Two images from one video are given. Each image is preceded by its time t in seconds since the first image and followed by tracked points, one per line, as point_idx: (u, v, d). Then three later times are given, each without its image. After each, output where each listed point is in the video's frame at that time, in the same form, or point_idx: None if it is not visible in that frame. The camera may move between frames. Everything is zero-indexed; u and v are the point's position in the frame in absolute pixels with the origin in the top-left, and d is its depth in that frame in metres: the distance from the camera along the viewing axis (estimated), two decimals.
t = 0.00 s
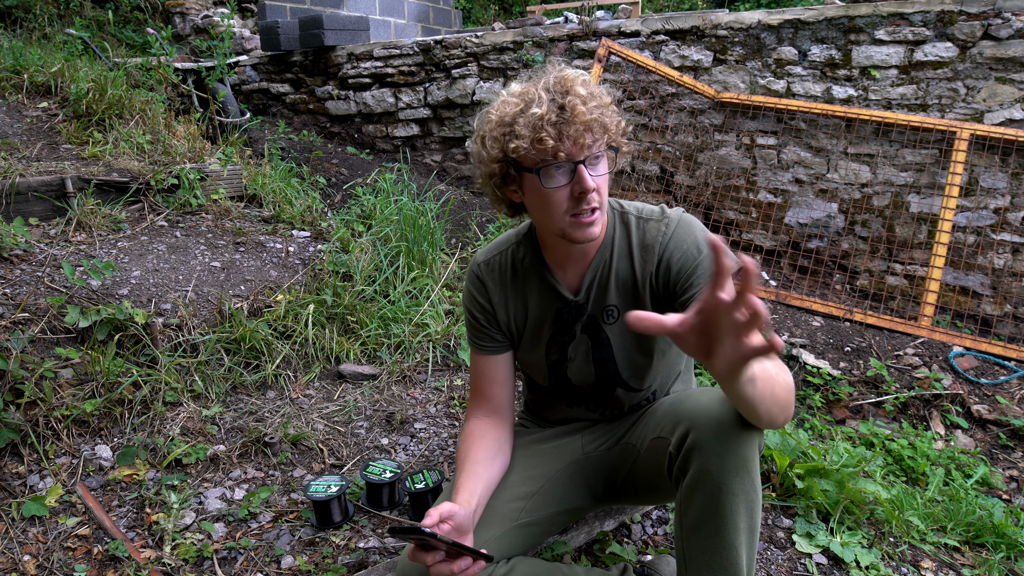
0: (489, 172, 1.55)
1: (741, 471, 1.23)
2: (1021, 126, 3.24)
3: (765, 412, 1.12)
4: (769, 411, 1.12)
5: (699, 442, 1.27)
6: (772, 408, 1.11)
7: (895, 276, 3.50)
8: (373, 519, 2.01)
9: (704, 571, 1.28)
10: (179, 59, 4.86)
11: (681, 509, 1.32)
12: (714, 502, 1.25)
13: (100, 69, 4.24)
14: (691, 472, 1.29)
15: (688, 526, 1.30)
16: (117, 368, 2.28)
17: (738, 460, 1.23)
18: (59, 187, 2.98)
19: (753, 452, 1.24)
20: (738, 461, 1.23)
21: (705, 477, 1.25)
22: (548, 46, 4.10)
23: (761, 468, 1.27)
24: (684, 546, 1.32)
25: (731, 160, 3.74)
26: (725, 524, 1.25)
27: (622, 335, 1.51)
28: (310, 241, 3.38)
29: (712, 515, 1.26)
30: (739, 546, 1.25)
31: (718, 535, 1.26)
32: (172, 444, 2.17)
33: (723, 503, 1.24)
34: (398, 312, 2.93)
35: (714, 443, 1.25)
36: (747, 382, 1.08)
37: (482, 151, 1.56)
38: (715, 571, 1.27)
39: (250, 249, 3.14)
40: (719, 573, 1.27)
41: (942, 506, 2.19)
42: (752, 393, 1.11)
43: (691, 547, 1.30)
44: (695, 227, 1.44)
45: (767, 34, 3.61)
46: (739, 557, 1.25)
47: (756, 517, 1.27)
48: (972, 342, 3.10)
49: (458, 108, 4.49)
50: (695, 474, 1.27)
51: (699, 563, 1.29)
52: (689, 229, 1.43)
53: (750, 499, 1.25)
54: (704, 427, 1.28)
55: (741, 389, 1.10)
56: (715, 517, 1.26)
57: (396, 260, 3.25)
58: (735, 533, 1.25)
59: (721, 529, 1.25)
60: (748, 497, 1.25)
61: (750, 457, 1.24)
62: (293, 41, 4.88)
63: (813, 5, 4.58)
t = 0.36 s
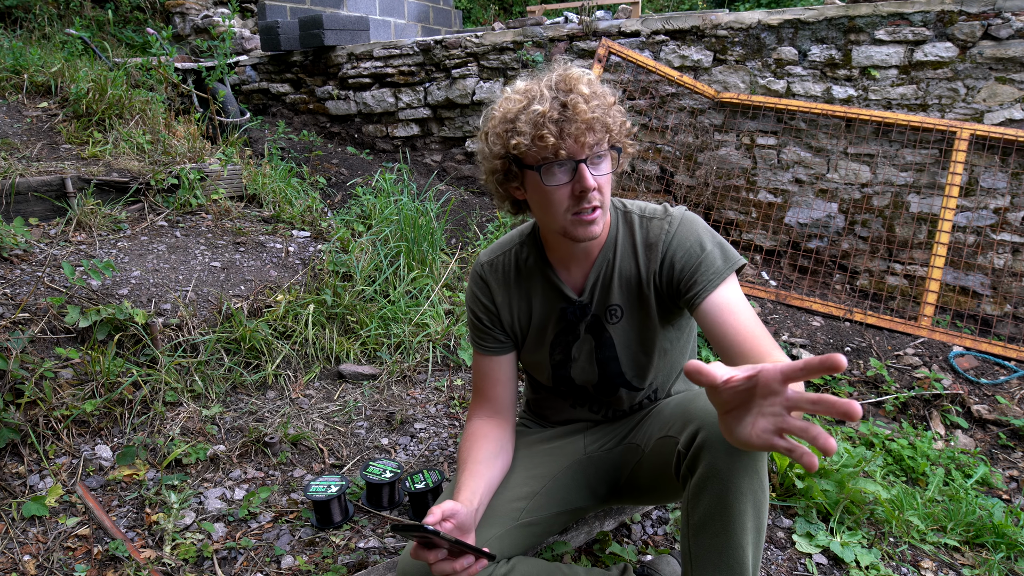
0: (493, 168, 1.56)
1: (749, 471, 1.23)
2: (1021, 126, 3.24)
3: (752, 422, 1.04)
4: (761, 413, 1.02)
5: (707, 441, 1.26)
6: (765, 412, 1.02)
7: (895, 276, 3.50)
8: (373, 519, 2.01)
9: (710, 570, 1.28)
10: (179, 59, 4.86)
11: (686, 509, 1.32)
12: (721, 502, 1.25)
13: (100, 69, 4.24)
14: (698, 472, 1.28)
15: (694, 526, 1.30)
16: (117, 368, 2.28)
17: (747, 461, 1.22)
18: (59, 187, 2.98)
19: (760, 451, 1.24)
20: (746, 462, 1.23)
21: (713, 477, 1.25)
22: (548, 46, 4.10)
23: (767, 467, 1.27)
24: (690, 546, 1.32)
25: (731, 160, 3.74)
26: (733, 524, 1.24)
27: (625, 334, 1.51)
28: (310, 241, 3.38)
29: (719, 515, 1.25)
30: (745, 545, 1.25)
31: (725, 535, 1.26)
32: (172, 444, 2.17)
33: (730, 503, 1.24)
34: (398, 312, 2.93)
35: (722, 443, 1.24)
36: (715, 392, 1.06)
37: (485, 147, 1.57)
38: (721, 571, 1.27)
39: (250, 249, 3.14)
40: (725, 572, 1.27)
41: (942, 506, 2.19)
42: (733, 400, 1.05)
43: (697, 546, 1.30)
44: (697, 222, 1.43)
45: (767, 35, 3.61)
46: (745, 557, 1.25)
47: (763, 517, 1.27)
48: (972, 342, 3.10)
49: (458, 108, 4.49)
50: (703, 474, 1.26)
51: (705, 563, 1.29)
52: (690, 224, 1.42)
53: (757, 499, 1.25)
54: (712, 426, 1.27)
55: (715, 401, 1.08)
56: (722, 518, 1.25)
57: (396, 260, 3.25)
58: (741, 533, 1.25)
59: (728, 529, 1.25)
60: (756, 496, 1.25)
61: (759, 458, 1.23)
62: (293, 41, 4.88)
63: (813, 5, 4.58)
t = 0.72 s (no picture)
0: (486, 164, 1.60)
1: (753, 471, 1.23)
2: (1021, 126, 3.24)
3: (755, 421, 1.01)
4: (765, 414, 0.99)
5: (711, 440, 1.26)
6: (768, 412, 0.99)
7: (895, 276, 3.50)
8: (373, 519, 2.01)
9: (712, 570, 1.28)
10: (179, 59, 4.86)
11: (689, 509, 1.32)
12: (724, 502, 1.25)
13: (100, 69, 4.24)
14: (701, 471, 1.28)
15: (697, 526, 1.30)
16: (117, 368, 2.28)
17: (750, 461, 1.22)
18: (59, 187, 2.98)
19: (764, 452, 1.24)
20: (750, 462, 1.22)
21: (716, 476, 1.25)
22: (548, 46, 4.10)
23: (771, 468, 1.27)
24: (691, 545, 1.32)
25: (731, 160, 3.74)
26: (735, 524, 1.24)
27: (624, 334, 1.51)
28: (310, 241, 3.38)
29: (721, 515, 1.26)
30: (748, 545, 1.25)
31: (728, 535, 1.26)
32: (172, 444, 2.17)
33: (734, 503, 1.24)
34: (398, 312, 2.93)
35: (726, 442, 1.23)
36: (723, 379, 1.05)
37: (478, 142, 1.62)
38: (724, 571, 1.27)
39: (250, 249, 3.14)
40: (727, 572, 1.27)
41: (942, 506, 2.19)
42: (739, 394, 1.03)
43: (699, 546, 1.30)
44: (697, 222, 1.43)
45: (767, 34, 3.61)
46: (748, 558, 1.25)
47: (766, 517, 1.27)
48: (972, 342, 3.10)
49: (458, 108, 4.49)
50: (706, 473, 1.26)
51: (708, 563, 1.29)
52: (690, 224, 1.42)
53: (760, 499, 1.25)
54: (715, 426, 1.27)
55: (721, 392, 1.06)
56: (725, 517, 1.25)
57: (396, 260, 3.25)
58: (744, 533, 1.25)
59: (731, 528, 1.25)
60: (759, 496, 1.25)
61: (762, 458, 1.23)
62: (293, 41, 4.89)
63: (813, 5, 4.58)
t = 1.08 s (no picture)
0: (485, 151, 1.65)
1: (752, 471, 1.22)
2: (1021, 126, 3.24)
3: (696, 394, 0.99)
4: (706, 394, 0.96)
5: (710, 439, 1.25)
6: (711, 392, 0.96)
7: (895, 276, 3.50)
8: (374, 519, 2.01)
9: (712, 571, 1.28)
10: (179, 59, 4.85)
11: (687, 509, 1.32)
12: (724, 502, 1.24)
13: (100, 69, 4.24)
14: (699, 471, 1.28)
15: (697, 526, 1.30)
16: (117, 368, 2.28)
17: (749, 460, 1.22)
18: (59, 187, 2.98)
19: (763, 452, 1.24)
20: (748, 461, 1.22)
21: (714, 476, 1.24)
22: (548, 46, 4.10)
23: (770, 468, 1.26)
24: (691, 546, 1.32)
25: (731, 160, 3.74)
26: (735, 524, 1.24)
27: (620, 331, 1.50)
28: (310, 241, 3.38)
29: (720, 515, 1.25)
30: (748, 545, 1.25)
31: (727, 534, 1.26)
32: (172, 444, 2.17)
33: (733, 504, 1.24)
34: (398, 312, 2.93)
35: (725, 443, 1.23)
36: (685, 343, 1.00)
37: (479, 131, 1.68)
38: (724, 571, 1.27)
39: (250, 249, 3.14)
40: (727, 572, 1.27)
41: (942, 506, 2.19)
42: (694, 363, 0.99)
43: (698, 546, 1.30)
44: (687, 213, 1.43)
45: (767, 34, 3.61)
46: (747, 558, 1.25)
47: (765, 517, 1.27)
48: (972, 342, 3.10)
49: (458, 108, 4.49)
50: (704, 473, 1.26)
51: (707, 563, 1.29)
52: (681, 215, 1.42)
53: (760, 499, 1.25)
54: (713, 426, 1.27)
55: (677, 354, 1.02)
56: (724, 517, 1.25)
57: (396, 260, 3.25)
58: (743, 532, 1.25)
59: (730, 529, 1.25)
60: (759, 496, 1.24)
61: (760, 457, 1.23)
62: (293, 41, 4.89)
63: (813, 5, 4.58)
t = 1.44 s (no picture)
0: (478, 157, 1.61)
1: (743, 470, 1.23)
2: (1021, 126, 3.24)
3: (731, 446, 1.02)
4: (741, 451, 1.00)
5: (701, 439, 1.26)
6: (747, 448, 0.99)
7: (895, 276, 3.50)
8: (374, 519, 2.01)
9: (705, 571, 1.28)
10: (179, 59, 4.85)
11: (679, 511, 1.32)
12: (715, 504, 1.24)
13: (100, 69, 4.24)
14: (691, 471, 1.28)
15: (689, 527, 1.30)
16: (117, 368, 2.28)
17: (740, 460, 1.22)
18: (59, 187, 2.98)
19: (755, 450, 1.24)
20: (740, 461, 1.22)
21: (705, 476, 1.24)
22: (548, 46, 4.10)
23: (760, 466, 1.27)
24: (684, 547, 1.32)
25: (731, 160, 3.74)
26: (727, 525, 1.24)
27: (616, 331, 1.50)
28: (310, 241, 3.38)
29: (712, 516, 1.25)
30: (740, 546, 1.25)
31: (719, 535, 1.26)
32: (172, 444, 2.17)
33: (725, 503, 1.24)
34: (398, 312, 2.93)
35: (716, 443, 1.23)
36: (710, 398, 1.02)
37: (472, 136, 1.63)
38: (717, 572, 1.27)
39: (250, 249, 3.14)
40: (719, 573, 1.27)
41: (942, 505, 2.19)
42: (724, 419, 1.01)
43: (691, 547, 1.30)
44: (684, 213, 1.43)
45: (767, 34, 3.61)
46: (740, 558, 1.26)
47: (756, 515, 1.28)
48: (972, 342, 3.10)
49: (458, 108, 4.49)
50: (696, 473, 1.26)
51: (700, 563, 1.29)
52: (679, 216, 1.42)
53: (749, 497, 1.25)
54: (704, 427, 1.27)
55: (704, 409, 1.04)
56: (716, 518, 1.25)
57: (396, 260, 3.25)
58: (735, 532, 1.25)
59: (723, 529, 1.25)
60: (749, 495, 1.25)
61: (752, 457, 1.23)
62: (293, 41, 4.88)
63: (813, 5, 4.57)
